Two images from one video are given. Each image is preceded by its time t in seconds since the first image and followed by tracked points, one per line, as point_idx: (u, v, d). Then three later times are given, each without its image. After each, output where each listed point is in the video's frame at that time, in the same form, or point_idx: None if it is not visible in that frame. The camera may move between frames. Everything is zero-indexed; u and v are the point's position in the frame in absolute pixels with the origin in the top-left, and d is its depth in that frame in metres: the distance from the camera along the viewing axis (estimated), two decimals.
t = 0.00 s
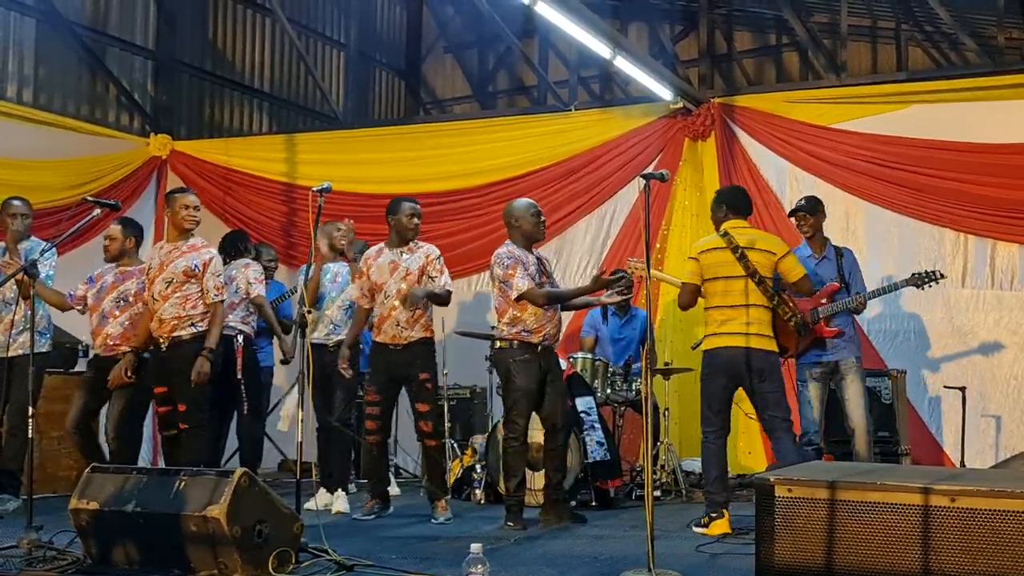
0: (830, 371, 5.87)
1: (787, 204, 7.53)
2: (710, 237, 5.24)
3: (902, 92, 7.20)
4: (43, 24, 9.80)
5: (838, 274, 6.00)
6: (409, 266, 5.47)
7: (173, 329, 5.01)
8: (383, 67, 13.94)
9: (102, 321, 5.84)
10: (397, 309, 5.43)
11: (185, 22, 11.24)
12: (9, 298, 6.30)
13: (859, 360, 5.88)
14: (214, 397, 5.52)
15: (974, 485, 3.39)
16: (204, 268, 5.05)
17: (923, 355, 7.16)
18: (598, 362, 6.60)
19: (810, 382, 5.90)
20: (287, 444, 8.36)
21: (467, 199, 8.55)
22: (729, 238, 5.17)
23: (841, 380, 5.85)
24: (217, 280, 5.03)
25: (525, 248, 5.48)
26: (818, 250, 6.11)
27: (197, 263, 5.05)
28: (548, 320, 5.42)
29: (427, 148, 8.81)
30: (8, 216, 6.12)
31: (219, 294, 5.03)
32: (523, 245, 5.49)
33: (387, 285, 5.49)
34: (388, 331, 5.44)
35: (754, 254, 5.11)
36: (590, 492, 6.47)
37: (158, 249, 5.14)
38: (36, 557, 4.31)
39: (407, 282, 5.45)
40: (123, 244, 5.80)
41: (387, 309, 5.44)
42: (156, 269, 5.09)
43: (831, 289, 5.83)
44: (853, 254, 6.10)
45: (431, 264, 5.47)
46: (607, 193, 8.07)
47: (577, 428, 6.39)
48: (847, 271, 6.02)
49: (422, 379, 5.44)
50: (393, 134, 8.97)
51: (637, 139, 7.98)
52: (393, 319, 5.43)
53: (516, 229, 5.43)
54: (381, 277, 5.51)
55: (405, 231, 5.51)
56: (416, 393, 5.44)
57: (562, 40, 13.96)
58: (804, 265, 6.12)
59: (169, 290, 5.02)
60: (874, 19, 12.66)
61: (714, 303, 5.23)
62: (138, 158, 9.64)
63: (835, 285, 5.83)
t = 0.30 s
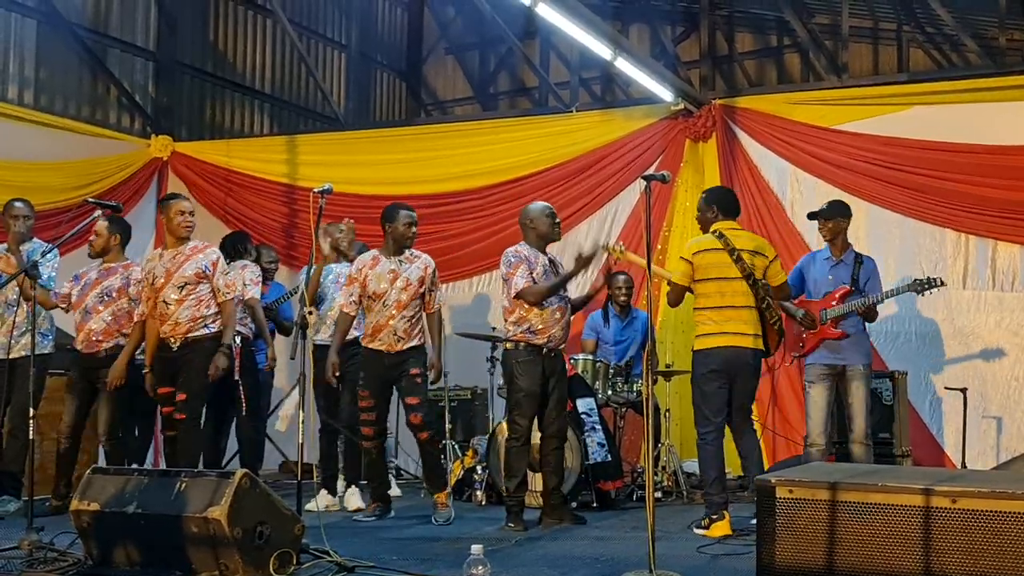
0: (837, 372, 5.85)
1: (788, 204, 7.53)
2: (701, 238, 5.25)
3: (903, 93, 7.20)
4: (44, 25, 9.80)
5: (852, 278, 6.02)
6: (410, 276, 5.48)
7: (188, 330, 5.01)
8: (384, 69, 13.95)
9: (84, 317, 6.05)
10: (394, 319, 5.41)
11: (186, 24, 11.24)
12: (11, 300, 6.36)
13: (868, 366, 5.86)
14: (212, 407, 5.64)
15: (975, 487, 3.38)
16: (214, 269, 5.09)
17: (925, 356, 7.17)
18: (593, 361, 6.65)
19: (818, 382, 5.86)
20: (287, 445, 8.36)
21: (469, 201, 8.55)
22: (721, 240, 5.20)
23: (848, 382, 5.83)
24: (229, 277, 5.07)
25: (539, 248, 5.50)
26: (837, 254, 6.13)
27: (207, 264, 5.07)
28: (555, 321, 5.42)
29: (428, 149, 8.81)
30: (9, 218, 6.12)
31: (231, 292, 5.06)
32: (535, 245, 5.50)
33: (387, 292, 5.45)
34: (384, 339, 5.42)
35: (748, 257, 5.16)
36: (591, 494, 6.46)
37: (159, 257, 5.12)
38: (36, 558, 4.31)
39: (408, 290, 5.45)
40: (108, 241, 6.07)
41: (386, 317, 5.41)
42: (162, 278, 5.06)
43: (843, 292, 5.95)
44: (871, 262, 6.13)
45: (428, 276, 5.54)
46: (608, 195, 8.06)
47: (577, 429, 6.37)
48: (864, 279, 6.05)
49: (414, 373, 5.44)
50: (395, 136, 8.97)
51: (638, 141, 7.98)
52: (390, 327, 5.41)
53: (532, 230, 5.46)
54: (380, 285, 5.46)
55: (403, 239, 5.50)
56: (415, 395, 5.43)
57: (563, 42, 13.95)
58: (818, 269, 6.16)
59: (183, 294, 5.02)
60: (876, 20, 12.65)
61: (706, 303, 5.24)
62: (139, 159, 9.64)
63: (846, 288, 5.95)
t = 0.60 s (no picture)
0: (844, 372, 5.88)
1: (789, 204, 7.53)
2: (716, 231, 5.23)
3: (904, 94, 7.20)
4: (45, 26, 9.81)
5: (866, 281, 5.93)
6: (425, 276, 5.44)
7: (189, 332, 5.00)
8: (385, 69, 13.95)
9: (70, 318, 6.03)
10: (409, 316, 5.39)
11: (187, 24, 11.25)
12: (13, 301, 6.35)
13: (878, 367, 5.84)
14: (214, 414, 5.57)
15: (976, 486, 3.38)
16: (220, 272, 5.11)
17: (925, 357, 7.17)
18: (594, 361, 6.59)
19: (828, 381, 5.90)
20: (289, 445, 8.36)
21: (470, 201, 8.55)
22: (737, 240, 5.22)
23: (856, 380, 5.84)
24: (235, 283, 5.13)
25: (544, 251, 5.49)
26: (856, 254, 6.06)
27: (213, 266, 5.08)
28: (564, 322, 5.39)
29: (428, 149, 8.81)
30: (12, 219, 6.13)
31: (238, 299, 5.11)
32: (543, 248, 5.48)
33: (402, 291, 5.41)
34: (395, 337, 5.39)
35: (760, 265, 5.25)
36: (592, 494, 6.47)
37: (165, 254, 5.07)
38: (38, 559, 4.31)
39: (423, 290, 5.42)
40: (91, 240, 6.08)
41: (399, 315, 5.38)
42: (166, 277, 5.03)
43: (854, 294, 5.85)
44: (892, 264, 5.99)
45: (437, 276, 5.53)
46: (609, 195, 8.06)
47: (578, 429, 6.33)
48: (880, 282, 5.93)
49: (422, 384, 5.40)
50: (395, 136, 8.97)
51: (639, 142, 7.99)
52: (403, 325, 5.39)
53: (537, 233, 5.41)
54: (396, 283, 5.39)
55: (420, 235, 5.42)
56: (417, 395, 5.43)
57: (564, 42, 13.95)
58: (838, 269, 6.12)
59: (185, 295, 5.01)
60: (876, 20, 12.64)
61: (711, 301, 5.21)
62: (140, 160, 9.64)
63: (857, 290, 5.87)
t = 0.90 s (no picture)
0: (845, 371, 5.89)
1: (789, 204, 7.53)
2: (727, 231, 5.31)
3: (905, 93, 7.19)
4: (46, 25, 9.81)
5: (866, 279, 5.94)
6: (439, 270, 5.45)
7: (194, 334, 5.01)
8: (385, 68, 13.94)
9: (74, 314, 6.01)
10: (420, 310, 5.40)
11: (187, 23, 11.24)
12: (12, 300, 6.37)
13: (878, 366, 5.83)
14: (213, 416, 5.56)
15: (976, 486, 3.38)
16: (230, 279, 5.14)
17: (925, 356, 7.17)
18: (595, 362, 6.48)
19: (828, 380, 5.91)
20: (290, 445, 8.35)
21: (471, 201, 8.55)
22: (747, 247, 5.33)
23: (857, 380, 5.84)
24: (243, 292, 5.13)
25: (556, 251, 5.48)
26: (860, 253, 6.09)
27: (225, 272, 5.11)
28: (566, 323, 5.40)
29: (429, 149, 8.81)
30: (11, 218, 6.12)
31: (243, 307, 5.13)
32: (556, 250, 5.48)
33: (414, 283, 5.42)
34: (406, 329, 5.40)
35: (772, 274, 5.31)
36: (593, 492, 6.46)
37: (177, 251, 5.04)
38: (38, 558, 4.31)
39: (437, 284, 5.44)
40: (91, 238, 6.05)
41: (411, 308, 5.39)
42: (177, 275, 5.01)
43: (853, 292, 5.91)
44: (894, 263, 6.00)
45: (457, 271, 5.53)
46: (609, 195, 8.06)
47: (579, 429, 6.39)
48: (882, 280, 5.94)
49: (434, 380, 5.39)
50: (396, 135, 8.97)
51: (640, 141, 7.98)
52: (413, 319, 5.40)
53: (548, 232, 5.43)
54: (409, 273, 5.42)
55: (438, 229, 5.43)
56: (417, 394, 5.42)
57: (564, 41, 13.95)
58: (842, 269, 6.15)
59: (194, 296, 5.02)
60: (876, 19, 12.63)
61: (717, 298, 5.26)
62: (141, 158, 9.65)
63: (857, 288, 5.91)
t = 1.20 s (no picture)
0: (839, 372, 5.89)
1: (788, 204, 7.53)
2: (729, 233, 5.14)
3: (904, 93, 7.20)
4: (45, 25, 9.81)
5: (856, 279, 5.93)
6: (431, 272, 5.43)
7: (188, 332, 5.00)
8: (384, 68, 13.93)
9: (81, 316, 6.03)
10: (414, 311, 5.40)
11: (187, 24, 11.24)
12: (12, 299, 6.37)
13: (871, 365, 5.83)
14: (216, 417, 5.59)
15: (974, 486, 3.39)
16: (227, 279, 5.05)
17: (924, 356, 7.18)
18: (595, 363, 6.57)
19: (822, 381, 5.92)
20: (290, 445, 8.36)
21: (470, 201, 8.55)
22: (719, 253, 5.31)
23: (848, 379, 5.84)
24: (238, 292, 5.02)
25: (560, 251, 5.47)
26: (850, 254, 6.10)
27: (221, 272, 5.05)
28: (564, 322, 5.40)
29: (428, 149, 8.81)
30: (9, 218, 6.12)
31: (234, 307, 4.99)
32: (560, 249, 5.47)
33: (407, 286, 5.46)
34: (404, 332, 5.42)
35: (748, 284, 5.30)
36: (592, 493, 6.47)
37: (175, 245, 5.06)
38: (37, 558, 4.32)
39: (427, 285, 5.43)
40: (107, 241, 6.04)
41: (406, 310, 5.42)
42: (172, 270, 5.04)
43: (842, 293, 5.90)
44: (884, 262, 5.97)
45: (456, 271, 5.45)
46: (608, 195, 8.06)
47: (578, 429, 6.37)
48: (873, 280, 5.91)
49: (432, 384, 5.36)
50: (395, 135, 8.97)
51: (640, 141, 7.98)
52: (409, 321, 5.41)
53: (552, 232, 5.43)
54: (404, 276, 5.48)
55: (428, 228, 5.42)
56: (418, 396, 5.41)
57: (563, 41, 13.95)
58: (832, 271, 6.14)
59: (188, 294, 5.01)
60: (875, 19, 12.63)
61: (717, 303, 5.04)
62: (141, 158, 9.65)
63: (847, 288, 5.91)
